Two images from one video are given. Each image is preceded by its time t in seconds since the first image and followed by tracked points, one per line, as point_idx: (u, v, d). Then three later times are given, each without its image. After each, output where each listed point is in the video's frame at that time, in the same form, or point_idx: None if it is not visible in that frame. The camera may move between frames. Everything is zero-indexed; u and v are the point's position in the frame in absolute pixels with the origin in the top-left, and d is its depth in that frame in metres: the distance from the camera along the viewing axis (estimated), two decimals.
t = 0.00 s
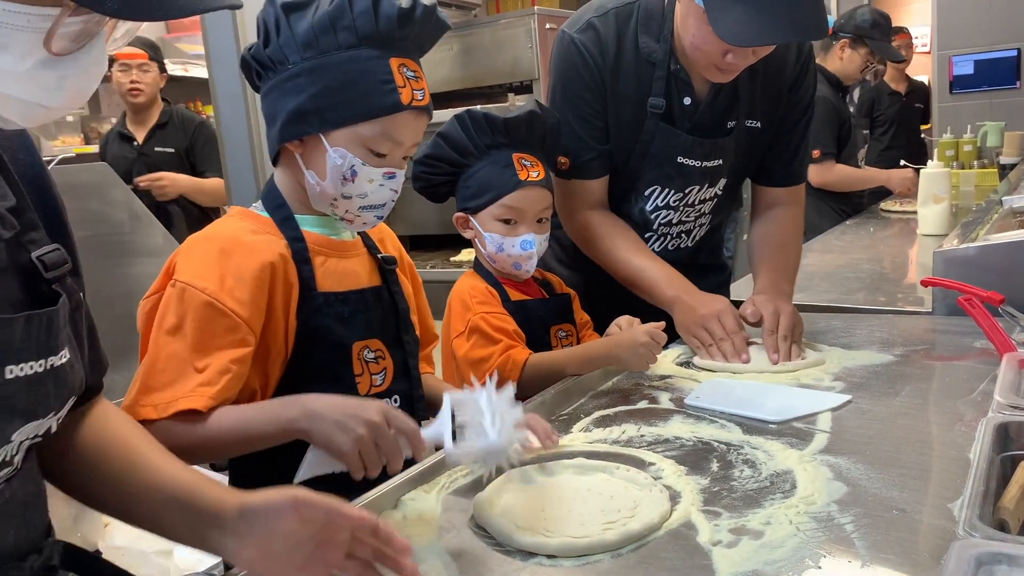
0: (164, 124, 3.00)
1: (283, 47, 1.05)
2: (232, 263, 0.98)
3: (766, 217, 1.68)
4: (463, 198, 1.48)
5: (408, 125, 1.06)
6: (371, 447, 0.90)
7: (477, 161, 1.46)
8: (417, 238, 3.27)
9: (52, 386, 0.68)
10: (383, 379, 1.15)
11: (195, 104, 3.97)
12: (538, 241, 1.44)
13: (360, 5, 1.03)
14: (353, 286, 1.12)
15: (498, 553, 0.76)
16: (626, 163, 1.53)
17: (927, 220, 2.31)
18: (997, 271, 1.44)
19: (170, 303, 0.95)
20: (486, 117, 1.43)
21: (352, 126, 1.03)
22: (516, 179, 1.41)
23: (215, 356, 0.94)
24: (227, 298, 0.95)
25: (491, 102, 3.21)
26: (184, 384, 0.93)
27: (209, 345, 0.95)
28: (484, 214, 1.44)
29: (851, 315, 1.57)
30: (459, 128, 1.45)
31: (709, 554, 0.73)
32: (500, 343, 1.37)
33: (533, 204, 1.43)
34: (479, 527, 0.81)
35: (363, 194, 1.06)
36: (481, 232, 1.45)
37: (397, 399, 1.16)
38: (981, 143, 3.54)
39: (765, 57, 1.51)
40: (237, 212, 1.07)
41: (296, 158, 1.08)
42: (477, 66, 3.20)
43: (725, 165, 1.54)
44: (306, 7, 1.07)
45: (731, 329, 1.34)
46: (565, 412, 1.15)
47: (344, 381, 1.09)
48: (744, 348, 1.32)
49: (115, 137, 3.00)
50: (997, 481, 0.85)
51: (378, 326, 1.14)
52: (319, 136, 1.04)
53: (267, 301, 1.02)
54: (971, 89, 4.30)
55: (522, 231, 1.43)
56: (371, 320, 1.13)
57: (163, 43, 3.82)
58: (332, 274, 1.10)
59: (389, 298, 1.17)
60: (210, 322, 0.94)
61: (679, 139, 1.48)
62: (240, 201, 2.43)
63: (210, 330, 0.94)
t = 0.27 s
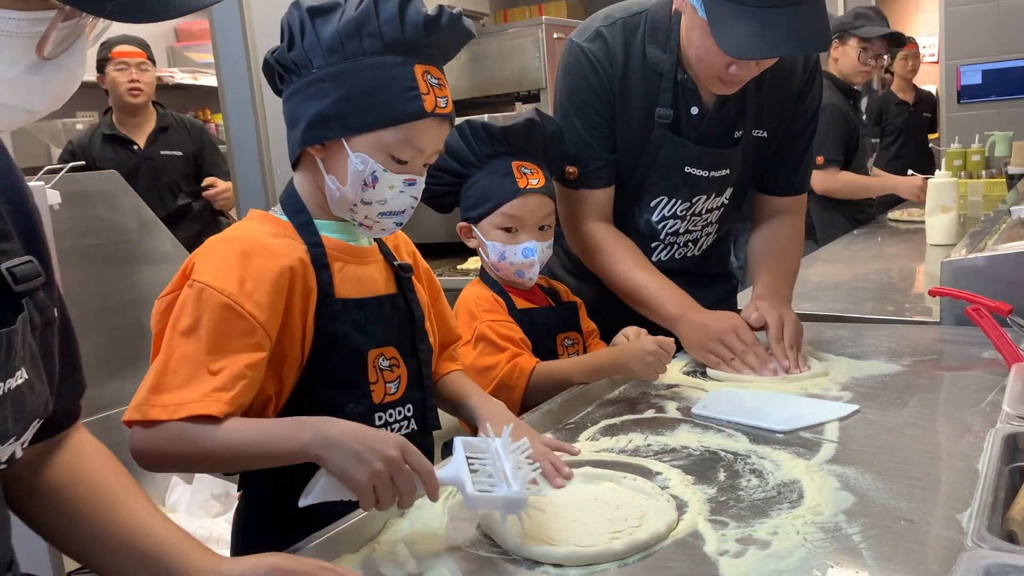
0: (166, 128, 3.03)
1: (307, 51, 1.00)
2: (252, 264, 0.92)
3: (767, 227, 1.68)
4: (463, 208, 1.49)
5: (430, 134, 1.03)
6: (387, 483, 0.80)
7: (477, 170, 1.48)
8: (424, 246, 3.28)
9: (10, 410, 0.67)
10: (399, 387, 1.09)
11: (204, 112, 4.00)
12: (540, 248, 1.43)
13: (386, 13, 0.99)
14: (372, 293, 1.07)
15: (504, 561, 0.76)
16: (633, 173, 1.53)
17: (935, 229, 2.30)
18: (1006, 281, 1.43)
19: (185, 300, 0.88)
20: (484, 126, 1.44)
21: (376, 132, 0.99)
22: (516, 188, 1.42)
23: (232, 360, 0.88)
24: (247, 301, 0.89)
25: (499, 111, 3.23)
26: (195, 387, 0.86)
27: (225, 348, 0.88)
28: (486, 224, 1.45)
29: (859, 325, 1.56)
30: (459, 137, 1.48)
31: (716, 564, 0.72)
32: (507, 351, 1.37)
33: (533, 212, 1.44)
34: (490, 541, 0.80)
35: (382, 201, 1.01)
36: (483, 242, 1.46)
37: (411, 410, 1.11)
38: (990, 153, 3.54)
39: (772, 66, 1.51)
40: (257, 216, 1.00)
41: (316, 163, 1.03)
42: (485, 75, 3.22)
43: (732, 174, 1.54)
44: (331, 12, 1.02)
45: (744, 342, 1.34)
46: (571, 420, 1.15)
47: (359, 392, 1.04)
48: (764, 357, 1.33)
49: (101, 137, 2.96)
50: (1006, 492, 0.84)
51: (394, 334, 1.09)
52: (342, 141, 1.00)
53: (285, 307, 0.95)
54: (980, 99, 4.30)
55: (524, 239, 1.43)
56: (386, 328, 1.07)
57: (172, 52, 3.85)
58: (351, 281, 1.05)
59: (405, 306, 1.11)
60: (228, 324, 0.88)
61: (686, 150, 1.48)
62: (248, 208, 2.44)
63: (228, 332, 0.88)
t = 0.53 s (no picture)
0: (203, 145, 3.08)
1: (325, 60, 1.00)
2: (277, 274, 0.89)
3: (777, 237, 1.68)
4: (469, 220, 1.49)
5: (445, 145, 1.03)
6: (437, 510, 0.78)
7: (483, 185, 1.48)
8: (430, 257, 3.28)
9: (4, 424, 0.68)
10: (411, 399, 1.09)
11: (211, 124, 4.03)
12: (547, 260, 1.44)
13: (406, 24, 1.00)
14: (384, 304, 1.07)
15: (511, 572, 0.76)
16: (638, 183, 1.54)
17: (942, 242, 2.30)
18: (1014, 293, 1.43)
19: (209, 313, 0.85)
20: (488, 141, 1.45)
21: (396, 142, 0.99)
22: (521, 201, 1.42)
23: (262, 374, 0.85)
24: (275, 312, 0.86)
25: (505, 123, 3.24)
26: (226, 405, 0.82)
27: (254, 361, 0.86)
28: (492, 236, 1.46)
29: (866, 337, 1.56)
30: (465, 151, 1.48)
31: None
32: (516, 362, 1.37)
33: (539, 224, 1.43)
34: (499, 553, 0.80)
35: (397, 212, 1.02)
36: (490, 254, 1.47)
37: (423, 421, 1.11)
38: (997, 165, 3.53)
39: (778, 75, 1.51)
40: (268, 225, 0.99)
41: (330, 173, 1.02)
42: (491, 87, 3.24)
43: (737, 184, 1.54)
44: (348, 22, 1.02)
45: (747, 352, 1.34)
46: (578, 432, 1.15)
47: (376, 404, 1.03)
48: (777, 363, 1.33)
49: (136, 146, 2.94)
50: (1015, 505, 0.84)
51: (406, 344, 1.09)
52: (359, 151, 0.99)
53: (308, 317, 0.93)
54: (986, 111, 4.30)
55: (531, 251, 1.44)
56: (399, 338, 1.07)
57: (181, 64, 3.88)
58: (364, 291, 1.05)
59: (414, 316, 1.12)
60: (256, 337, 0.85)
61: (691, 159, 1.48)
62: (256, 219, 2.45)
63: (257, 345, 0.85)
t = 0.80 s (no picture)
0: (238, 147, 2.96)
1: (336, 69, 0.99)
2: (293, 283, 0.89)
3: (784, 248, 1.68)
4: (475, 232, 1.50)
5: (453, 158, 1.04)
6: (476, 509, 0.78)
7: (488, 198, 1.48)
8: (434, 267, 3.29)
9: None
10: (417, 409, 1.09)
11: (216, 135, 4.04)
12: (553, 271, 1.44)
13: (421, 37, 1.01)
14: (388, 313, 1.07)
15: None
16: (641, 194, 1.54)
17: (948, 251, 2.29)
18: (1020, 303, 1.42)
19: (227, 327, 0.84)
20: (494, 153, 1.45)
21: (408, 156, 1.00)
22: (527, 214, 1.43)
23: (285, 385, 0.84)
24: (295, 321, 0.86)
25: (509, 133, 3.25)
26: (250, 417, 0.81)
27: (275, 372, 0.85)
28: (498, 250, 1.46)
29: (872, 347, 1.56)
30: (470, 165, 1.48)
31: None
32: (521, 372, 1.37)
33: (543, 237, 1.44)
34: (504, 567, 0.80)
35: (403, 225, 1.03)
36: (495, 266, 1.47)
37: (428, 431, 1.11)
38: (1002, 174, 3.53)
39: (779, 84, 1.51)
40: (270, 235, 0.99)
41: (336, 182, 1.02)
42: (495, 98, 3.24)
43: (740, 193, 1.54)
44: (361, 33, 1.02)
45: (749, 362, 1.34)
46: (582, 442, 1.15)
47: (385, 415, 1.03)
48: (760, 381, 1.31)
49: (169, 143, 2.79)
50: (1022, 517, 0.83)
51: (409, 354, 1.09)
52: (370, 163, 0.99)
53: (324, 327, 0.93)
54: (991, 121, 4.30)
55: (537, 263, 1.44)
56: (403, 349, 1.08)
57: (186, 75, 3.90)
58: (370, 301, 1.05)
59: (415, 326, 1.12)
60: (277, 347, 0.84)
61: (694, 169, 1.48)
62: (260, 229, 2.46)
63: (278, 356, 0.84)
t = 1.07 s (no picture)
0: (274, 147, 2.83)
1: (331, 74, 0.99)
2: (289, 289, 0.88)
3: (777, 251, 1.68)
4: (479, 237, 1.50)
5: (448, 163, 1.05)
6: (466, 503, 0.81)
7: (492, 201, 1.48)
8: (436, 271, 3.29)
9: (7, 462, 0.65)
10: (413, 413, 1.09)
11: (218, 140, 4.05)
12: (557, 277, 1.44)
13: (416, 42, 1.01)
14: (385, 318, 1.07)
15: None
16: (640, 200, 1.54)
17: (949, 255, 2.29)
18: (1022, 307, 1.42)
19: (222, 329, 0.83)
20: (500, 158, 1.45)
21: (402, 160, 1.00)
22: (533, 220, 1.42)
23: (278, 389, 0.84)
24: (291, 326, 0.86)
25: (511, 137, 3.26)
26: (242, 420, 0.81)
27: (269, 375, 0.84)
28: (502, 253, 1.46)
29: (873, 351, 1.56)
30: (473, 169, 1.48)
31: None
32: (522, 377, 1.37)
33: (549, 243, 1.44)
34: (507, 571, 0.80)
35: (399, 230, 1.03)
36: (499, 270, 1.47)
37: (425, 434, 1.11)
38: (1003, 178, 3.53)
39: (776, 87, 1.51)
40: (265, 238, 0.98)
41: (330, 187, 1.02)
42: (497, 102, 3.25)
43: (739, 198, 1.54)
44: (356, 38, 1.02)
45: (754, 373, 1.33)
46: (583, 447, 1.15)
47: (384, 420, 1.03)
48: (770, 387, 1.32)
49: (196, 150, 2.65)
50: None
51: (406, 359, 1.09)
52: (364, 167, 0.99)
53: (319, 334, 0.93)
54: (992, 124, 4.31)
55: (541, 269, 1.44)
56: (401, 353, 1.08)
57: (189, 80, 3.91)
58: (368, 306, 1.05)
59: (411, 330, 1.13)
60: (272, 352, 0.84)
61: (692, 174, 1.49)
62: (261, 233, 2.46)
63: (271, 361, 0.84)
